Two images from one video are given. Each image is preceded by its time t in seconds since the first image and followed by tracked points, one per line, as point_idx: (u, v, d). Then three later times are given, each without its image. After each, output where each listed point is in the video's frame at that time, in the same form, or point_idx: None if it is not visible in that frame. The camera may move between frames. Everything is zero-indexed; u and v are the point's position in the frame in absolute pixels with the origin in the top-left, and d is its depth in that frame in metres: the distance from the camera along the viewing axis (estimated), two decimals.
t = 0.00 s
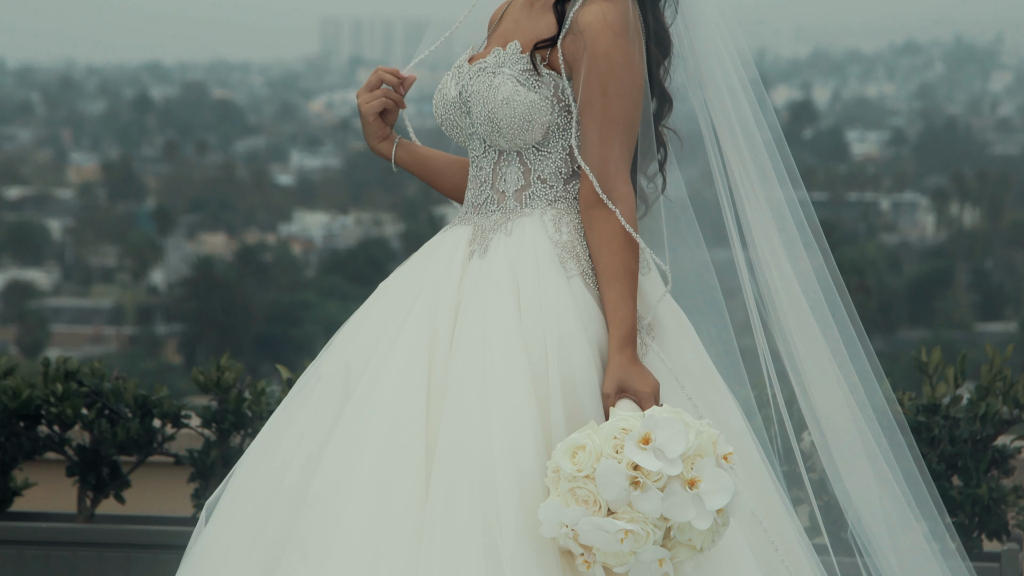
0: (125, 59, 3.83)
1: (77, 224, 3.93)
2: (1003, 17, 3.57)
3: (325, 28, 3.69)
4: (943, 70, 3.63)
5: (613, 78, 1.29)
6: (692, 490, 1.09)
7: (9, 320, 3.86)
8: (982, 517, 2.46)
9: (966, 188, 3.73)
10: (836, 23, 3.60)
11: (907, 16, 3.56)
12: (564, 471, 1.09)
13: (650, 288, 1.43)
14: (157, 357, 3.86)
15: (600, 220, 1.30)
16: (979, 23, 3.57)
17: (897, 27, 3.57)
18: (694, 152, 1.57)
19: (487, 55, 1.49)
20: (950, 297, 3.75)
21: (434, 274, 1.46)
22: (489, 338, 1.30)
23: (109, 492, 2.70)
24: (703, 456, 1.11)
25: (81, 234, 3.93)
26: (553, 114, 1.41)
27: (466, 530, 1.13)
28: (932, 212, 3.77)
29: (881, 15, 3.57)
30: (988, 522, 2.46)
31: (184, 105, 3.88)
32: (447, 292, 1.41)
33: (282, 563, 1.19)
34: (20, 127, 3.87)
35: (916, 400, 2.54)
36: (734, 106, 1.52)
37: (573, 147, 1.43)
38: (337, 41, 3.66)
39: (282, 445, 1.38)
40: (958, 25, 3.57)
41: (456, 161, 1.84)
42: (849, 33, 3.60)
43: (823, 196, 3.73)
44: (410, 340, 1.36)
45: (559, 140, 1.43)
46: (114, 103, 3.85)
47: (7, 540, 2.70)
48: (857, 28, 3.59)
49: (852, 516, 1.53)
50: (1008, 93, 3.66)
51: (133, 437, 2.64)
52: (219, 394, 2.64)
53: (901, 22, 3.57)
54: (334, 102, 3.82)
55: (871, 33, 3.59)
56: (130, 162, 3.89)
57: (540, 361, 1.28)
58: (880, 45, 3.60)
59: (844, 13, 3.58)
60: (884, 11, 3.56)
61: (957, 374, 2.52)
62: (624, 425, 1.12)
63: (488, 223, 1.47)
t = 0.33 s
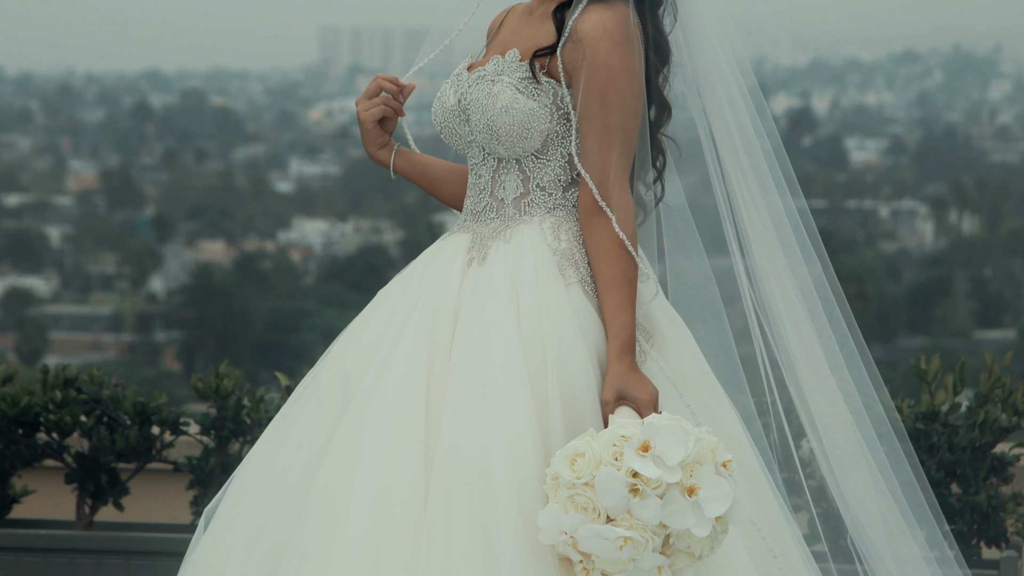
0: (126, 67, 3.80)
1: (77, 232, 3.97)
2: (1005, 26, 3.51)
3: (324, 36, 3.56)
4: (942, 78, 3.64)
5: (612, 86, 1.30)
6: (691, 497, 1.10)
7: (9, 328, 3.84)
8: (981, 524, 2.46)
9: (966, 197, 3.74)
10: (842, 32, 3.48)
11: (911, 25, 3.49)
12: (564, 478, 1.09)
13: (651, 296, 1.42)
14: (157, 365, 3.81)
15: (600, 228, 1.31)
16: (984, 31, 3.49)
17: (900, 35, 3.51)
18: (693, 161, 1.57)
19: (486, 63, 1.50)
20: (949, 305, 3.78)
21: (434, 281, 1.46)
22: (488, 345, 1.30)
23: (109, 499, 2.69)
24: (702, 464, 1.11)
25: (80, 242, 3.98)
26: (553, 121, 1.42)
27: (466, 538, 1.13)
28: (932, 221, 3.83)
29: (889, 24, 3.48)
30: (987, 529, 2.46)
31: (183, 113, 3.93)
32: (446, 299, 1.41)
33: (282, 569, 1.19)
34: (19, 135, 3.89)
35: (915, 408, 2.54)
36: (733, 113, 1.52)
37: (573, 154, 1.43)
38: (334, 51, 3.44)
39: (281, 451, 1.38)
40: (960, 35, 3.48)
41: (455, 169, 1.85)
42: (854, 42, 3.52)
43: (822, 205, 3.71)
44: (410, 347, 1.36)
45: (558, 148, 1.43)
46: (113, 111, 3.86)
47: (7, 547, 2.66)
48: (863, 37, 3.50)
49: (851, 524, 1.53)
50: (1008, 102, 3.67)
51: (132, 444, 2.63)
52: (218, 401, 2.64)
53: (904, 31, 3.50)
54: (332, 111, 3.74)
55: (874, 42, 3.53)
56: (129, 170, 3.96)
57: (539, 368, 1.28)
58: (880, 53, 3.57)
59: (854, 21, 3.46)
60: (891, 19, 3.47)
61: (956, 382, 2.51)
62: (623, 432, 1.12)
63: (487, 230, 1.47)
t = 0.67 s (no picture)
0: (125, 77, 3.83)
1: (76, 242, 3.97)
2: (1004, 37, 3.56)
3: (324, 47, 3.65)
4: (942, 88, 3.66)
5: (612, 97, 1.30)
6: (691, 508, 1.10)
7: (9, 338, 3.85)
8: (980, 535, 2.45)
9: (965, 207, 3.78)
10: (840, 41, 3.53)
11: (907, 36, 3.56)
12: (563, 489, 1.09)
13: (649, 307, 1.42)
14: (156, 375, 3.86)
15: (600, 238, 1.31)
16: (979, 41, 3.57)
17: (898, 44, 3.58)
18: (692, 171, 1.57)
19: (486, 74, 1.51)
20: (949, 315, 3.81)
21: (433, 292, 1.46)
22: (488, 355, 1.30)
23: (109, 510, 2.69)
24: (701, 475, 1.11)
25: (80, 251, 3.97)
26: (553, 132, 1.42)
27: (465, 547, 1.13)
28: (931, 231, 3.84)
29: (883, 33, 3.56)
30: (986, 539, 2.45)
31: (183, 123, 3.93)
32: (446, 309, 1.42)
33: None
34: (19, 145, 3.89)
35: (915, 418, 2.54)
36: (730, 122, 1.52)
37: (572, 165, 1.44)
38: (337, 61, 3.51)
39: (281, 460, 1.38)
40: (958, 44, 3.56)
41: (455, 179, 1.85)
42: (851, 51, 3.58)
43: (822, 216, 3.70)
44: (410, 357, 1.36)
45: (558, 159, 1.44)
46: (112, 122, 3.87)
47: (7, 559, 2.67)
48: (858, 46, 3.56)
49: (852, 536, 1.53)
50: (1007, 112, 3.69)
51: (132, 455, 2.62)
52: (217, 412, 2.63)
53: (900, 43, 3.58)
54: (332, 121, 3.83)
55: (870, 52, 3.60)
56: (128, 180, 3.95)
57: (538, 378, 1.28)
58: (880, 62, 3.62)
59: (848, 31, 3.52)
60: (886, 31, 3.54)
61: (956, 393, 2.51)
62: (623, 444, 1.12)
63: (487, 241, 1.48)
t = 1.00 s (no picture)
0: (125, 87, 3.84)
1: (76, 252, 3.99)
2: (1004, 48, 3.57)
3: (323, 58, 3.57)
4: (942, 99, 3.66)
5: (612, 107, 1.31)
6: (691, 518, 1.10)
7: (8, 348, 3.86)
8: (980, 545, 2.45)
9: (964, 217, 3.82)
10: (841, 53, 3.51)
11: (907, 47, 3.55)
12: (563, 499, 1.09)
13: (649, 316, 1.42)
14: (156, 385, 3.86)
15: (600, 247, 1.31)
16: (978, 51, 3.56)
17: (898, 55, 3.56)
18: (691, 182, 1.58)
19: (486, 84, 1.51)
20: (949, 325, 3.83)
21: (433, 302, 1.46)
22: (488, 365, 1.30)
23: (109, 520, 2.68)
24: (701, 485, 1.12)
25: (79, 262, 4.00)
26: (553, 142, 1.43)
27: (465, 556, 1.13)
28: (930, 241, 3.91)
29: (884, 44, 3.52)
30: (986, 550, 2.44)
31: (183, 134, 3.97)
32: (445, 319, 1.42)
33: None
34: (19, 156, 3.91)
35: (914, 428, 2.54)
36: (729, 131, 1.53)
37: (572, 175, 1.44)
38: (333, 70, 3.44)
39: (281, 468, 1.38)
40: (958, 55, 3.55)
41: (455, 190, 1.86)
42: (851, 62, 3.55)
43: (821, 225, 3.75)
44: (409, 366, 1.37)
45: (558, 169, 1.44)
46: (112, 132, 3.90)
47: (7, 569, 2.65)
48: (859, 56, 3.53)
49: (852, 546, 1.52)
50: (1007, 123, 3.70)
51: (131, 465, 2.63)
52: (217, 422, 2.63)
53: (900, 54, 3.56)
54: (331, 131, 3.77)
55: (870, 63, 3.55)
56: (129, 191, 3.98)
57: (538, 388, 1.28)
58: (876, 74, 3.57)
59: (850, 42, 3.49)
60: (887, 41, 3.51)
61: (957, 403, 2.50)
62: (623, 453, 1.12)
63: (487, 251, 1.48)
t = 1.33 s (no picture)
0: (125, 98, 3.86)
1: (76, 263, 3.99)
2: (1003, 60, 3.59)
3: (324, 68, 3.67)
4: (941, 109, 3.71)
5: (612, 118, 1.31)
6: (691, 530, 1.10)
7: (8, 358, 3.89)
8: (980, 556, 2.44)
9: (964, 228, 3.83)
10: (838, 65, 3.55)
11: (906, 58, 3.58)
12: (563, 510, 1.09)
13: (649, 327, 1.42)
14: (155, 396, 3.91)
15: (600, 259, 1.32)
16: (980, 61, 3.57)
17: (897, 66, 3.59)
18: (690, 193, 1.58)
19: (486, 95, 1.52)
20: (948, 336, 3.84)
21: (433, 313, 1.47)
22: (487, 376, 1.31)
23: (108, 531, 2.67)
24: (702, 497, 1.12)
25: (79, 273, 4.00)
26: (553, 153, 1.43)
27: (465, 567, 1.13)
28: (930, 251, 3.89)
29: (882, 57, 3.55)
30: (986, 561, 2.44)
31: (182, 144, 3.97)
32: (445, 330, 1.42)
33: None
34: (19, 166, 3.92)
35: (914, 439, 2.54)
36: (729, 141, 1.53)
37: (572, 187, 1.44)
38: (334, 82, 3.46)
39: (280, 480, 1.38)
40: (957, 66, 3.58)
41: (454, 201, 1.87)
42: (849, 73, 3.59)
43: (821, 236, 3.88)
44: (409, 377, 1.37)
45: (558, 180, 1.45)
46: (112, 142, 3.90)
47: None
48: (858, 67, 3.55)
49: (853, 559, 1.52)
50: (1006, 134, 3.72)
51: (130, 476, 2.62)
52: (216, 433, 2.63)
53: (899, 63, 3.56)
54: (331, 141, 3.85)
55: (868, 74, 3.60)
56: (128, 201, 3.96)
57: (537, 399, 1.29)
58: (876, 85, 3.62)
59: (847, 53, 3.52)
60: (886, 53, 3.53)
61: (956, 414, 2.51)
62: (623, 465, 1.12)
63: (486, 262, 1.49)
